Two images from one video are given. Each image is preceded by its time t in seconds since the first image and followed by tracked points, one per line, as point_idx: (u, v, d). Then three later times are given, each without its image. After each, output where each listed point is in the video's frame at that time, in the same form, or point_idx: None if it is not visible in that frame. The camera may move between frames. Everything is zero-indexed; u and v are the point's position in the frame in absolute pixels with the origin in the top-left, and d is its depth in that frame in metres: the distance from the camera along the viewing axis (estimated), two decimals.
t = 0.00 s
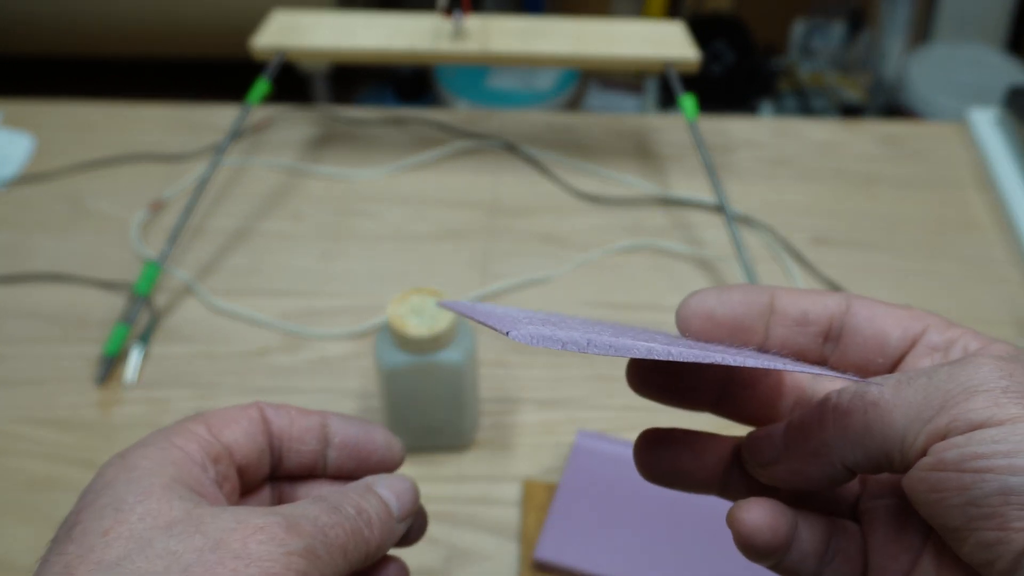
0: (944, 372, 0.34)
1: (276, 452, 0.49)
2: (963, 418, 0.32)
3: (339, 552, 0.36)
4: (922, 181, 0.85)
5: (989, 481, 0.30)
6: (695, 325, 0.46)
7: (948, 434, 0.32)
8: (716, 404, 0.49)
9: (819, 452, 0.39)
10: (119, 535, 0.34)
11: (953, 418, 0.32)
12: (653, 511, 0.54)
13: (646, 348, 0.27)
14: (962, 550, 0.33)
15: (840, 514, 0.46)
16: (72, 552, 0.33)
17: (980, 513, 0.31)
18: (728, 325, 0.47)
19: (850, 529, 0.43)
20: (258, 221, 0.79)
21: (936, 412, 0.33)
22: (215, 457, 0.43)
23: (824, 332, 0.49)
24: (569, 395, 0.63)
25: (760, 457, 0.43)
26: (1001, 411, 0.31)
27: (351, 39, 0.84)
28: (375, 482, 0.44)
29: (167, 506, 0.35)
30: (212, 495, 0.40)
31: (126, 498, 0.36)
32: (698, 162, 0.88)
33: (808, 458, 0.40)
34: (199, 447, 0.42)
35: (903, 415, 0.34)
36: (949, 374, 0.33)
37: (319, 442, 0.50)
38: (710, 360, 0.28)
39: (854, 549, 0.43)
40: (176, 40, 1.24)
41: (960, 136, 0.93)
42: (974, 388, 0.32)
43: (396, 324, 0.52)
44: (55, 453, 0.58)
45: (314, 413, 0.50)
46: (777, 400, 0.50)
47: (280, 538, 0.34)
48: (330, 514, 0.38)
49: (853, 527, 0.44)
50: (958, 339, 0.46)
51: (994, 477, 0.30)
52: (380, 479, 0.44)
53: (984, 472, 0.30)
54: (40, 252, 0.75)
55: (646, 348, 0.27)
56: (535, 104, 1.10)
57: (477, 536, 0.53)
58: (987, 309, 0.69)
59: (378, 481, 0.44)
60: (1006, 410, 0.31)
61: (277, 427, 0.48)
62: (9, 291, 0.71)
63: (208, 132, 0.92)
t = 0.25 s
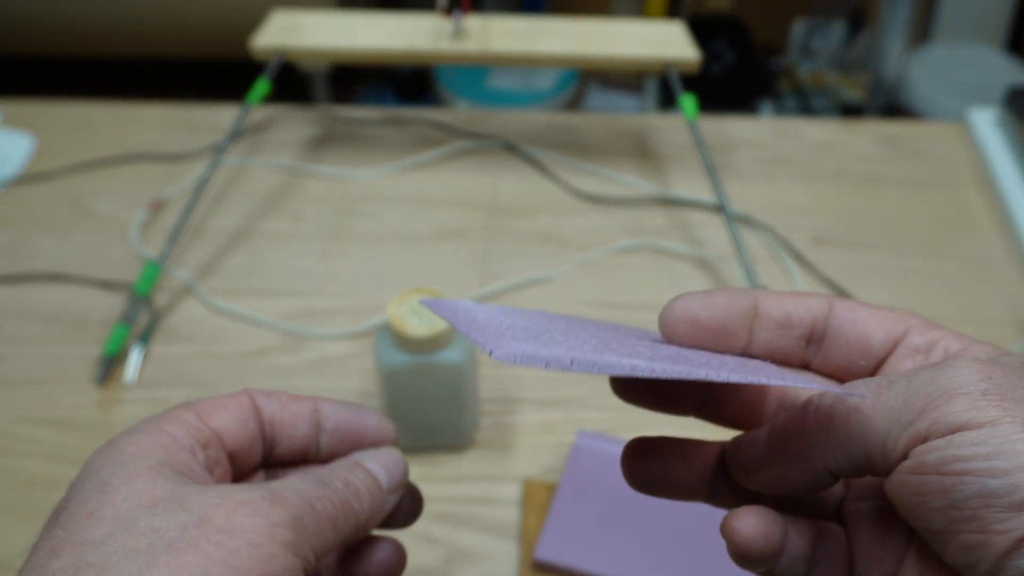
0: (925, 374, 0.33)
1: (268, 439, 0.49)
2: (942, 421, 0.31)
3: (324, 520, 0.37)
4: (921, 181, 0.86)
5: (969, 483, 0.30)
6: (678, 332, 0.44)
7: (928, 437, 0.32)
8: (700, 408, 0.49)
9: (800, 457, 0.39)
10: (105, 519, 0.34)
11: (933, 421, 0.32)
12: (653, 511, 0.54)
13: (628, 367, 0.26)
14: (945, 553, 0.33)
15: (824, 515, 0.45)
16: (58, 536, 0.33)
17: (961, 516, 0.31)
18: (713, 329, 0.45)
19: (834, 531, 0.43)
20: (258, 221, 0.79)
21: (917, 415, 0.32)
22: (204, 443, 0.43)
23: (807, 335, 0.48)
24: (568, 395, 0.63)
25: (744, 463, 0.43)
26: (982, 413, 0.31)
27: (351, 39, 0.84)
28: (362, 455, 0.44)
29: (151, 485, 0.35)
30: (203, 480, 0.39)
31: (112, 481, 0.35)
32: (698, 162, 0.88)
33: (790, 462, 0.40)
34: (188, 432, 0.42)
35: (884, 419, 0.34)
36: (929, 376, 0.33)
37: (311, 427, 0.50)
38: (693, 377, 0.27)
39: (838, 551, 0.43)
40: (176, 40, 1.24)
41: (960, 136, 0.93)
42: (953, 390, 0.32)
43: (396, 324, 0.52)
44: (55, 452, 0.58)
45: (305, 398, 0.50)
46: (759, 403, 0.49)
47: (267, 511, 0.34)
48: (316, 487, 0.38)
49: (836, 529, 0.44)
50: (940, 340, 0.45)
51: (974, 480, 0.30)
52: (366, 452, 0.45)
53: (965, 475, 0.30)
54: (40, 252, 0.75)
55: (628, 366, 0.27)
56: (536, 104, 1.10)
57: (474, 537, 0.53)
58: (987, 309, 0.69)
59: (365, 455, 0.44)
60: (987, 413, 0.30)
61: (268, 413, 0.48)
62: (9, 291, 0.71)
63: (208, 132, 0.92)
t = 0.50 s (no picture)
0: (914, 379, 0.34)
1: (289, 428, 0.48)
2: (932, 424, 0.31)
3: (292, 398, 0.36)
4: (921, 181, 0.86)
5: (961, 486, 0.30)
6: (667, 341, 0.43)
7: (918, 441, 0.32)
8: (696, 418, 0.47)
9: (793, 466, 0.39)
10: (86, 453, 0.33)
11: (922, 424, 0.32)
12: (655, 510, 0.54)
13: (660, 395, 0.24)
14: (939, 557, 0.32)
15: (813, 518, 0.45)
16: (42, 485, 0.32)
17: (954, 519, 0.31)
18: (705, 337, 0.44)
19: (825, 533, 0.43)
20: (258, 221, 0.79)
21: (907, 419, 0.32)
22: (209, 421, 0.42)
23: (794, 336, 0.47)
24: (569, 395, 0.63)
25: (739, 474, 0.43)
26: (969, 415, 0.30)
27: (351, 39, 0.84)
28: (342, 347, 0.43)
29: (126, 419, 0.34)
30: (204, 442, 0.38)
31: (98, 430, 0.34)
32: (698, 162, 0.88)
33: (782, 472, 0.40)
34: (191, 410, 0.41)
35: (874, 423, 0.34)
36: (918, 381, 0.33)
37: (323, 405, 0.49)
38: (724, 395, 0.25)
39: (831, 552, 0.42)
40: (177, 41, 1.24)
41: (960, 136, 0.93)
42: (941, 394, 0.32)
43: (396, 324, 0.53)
44: (55, 452, 0.58)
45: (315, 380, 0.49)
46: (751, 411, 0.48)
47: (227, 406, 0.34)
48: (282, 379, 0.38)
49: (827, 531, 0.43)
50: (926, 338, 0.44)
51: (965, 482, 0.30)
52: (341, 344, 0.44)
53: (955, 478, 0.30)
54: (40, 252, 0.75)
55: (660, 393, 0.24)
56: (536, 104, 1.11)
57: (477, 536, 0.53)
58: (987, 310, 0.69)
59: (342, 347, 0.43)
60: (975, 415, 0.30)
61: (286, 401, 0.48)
62: (9, 291, 0.71)
63: (208, 132, 0.92)
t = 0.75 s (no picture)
0: (913, 378, 0.33)
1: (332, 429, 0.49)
2: (935, 427, 0.31)
3: (297, 303, 0.37)
4: (921, 181, 0.86)
5: (969, 491, 0.30)
6: (653, 343, 0.42)
7: (921, 445, 0.31)
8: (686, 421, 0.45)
9: (789, 471, 0.39)
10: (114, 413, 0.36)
11: (925, 429, 0.31)
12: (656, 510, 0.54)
13: (664, 413, 0.24)
14: (941, 560, 0.33)
15: (801, 521, 0.45)
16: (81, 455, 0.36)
17: (960, 525, 0.31)
18: (691, 337, 0.44)
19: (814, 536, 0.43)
20: (258, 221, 0.79)
21: (908, 422, 0.32)
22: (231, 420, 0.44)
23: (779, 335, 0.47)
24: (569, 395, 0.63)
25: (728, 476, 0.43)
26: (974, 418, 0.30)
27: (351, 40, 0.84)
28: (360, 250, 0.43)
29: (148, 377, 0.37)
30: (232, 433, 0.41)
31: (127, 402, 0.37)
32: (698, 162, 0.88)
33: (776, 475, 0.40)
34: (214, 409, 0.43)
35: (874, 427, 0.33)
36: (917, 381, 0.33)
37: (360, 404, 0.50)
38: (728, 411, 0.25)
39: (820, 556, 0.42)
40: (177, 41, 1.24)
41: (960, 136, 0.93)
42: (943, 396, 0.31)
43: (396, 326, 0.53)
44: (55, 452, 0.58)
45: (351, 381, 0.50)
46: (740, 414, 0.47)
47: (232, 321, 0.36)
48: (290, 288, 0.38)
49: (815, 533, 0.43)
50: (912, 336, 0.43)
51: (974, 488, 0.30)
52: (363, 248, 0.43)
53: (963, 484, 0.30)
54: (40, 252, 0.75)
55: (664, 412, 0.24)
56: (536, 104, 1.10)
57: (483, 534, 0.53)
58: (987, 310, 0.69)
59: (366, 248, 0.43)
60: (979, 418, 0.30)
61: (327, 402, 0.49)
62: (9, 291, 0.71)
63: (208, 132, 0.92)
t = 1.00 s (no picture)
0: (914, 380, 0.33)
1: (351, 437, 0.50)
2: (942, 432, 0.31)
3: (361, 324, 0.39)
4: (921, 181, 0.86)
5: (976, 495, 0.30)
6: (643, 341, 0.43)
7: (927, 448, 0.31)
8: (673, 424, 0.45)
9: (789, 473, 0.40)
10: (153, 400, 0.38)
11: (929, 432, 0.31)
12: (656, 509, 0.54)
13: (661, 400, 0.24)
14: (949, 563, 0.33)
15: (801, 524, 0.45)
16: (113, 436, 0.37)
17: (968, 528, 0.31)
18: (682, 336, 0.44)
19: (812, 540, 0.43)
20: (258, 221, 0.79)
21: (912, 425, 0.32)
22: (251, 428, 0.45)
23: (772, 334, 0.47)
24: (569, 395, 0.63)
25: (725, 479, 0.44)
26: (980, 420, 0.30)
27: (352, 40, 0.84)
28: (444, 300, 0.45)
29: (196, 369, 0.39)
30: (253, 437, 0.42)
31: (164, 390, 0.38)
32: (698, 162, 0.88)
33: (776, 479, 0.41)
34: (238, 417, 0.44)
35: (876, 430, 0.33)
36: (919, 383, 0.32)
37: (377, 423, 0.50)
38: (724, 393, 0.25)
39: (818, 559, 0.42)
40: (177, 40, 1.24)
41: (960, 136, 0.93)
42: (947, 397, 0.31)
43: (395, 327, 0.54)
44: (55, 451, 0.58)
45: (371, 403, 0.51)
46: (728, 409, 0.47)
47: (292, 329, 0.38)
48: (358, 312, 0.40)
49: (813, 536, 0.43)
50: (907, 334, 0.42)
51: (981, 491, 0.30)
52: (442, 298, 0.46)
53: (970, 487, 0.30)
54: (40, 252, 0.75)
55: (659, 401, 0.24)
56: (536, 104, 1.10)
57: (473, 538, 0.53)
58: (987, 311, 0.69)
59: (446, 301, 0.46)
60: (985, 421, 0.30)
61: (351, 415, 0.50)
62: (9, 291, 0.71)
63: (209, 132, 0.92)
